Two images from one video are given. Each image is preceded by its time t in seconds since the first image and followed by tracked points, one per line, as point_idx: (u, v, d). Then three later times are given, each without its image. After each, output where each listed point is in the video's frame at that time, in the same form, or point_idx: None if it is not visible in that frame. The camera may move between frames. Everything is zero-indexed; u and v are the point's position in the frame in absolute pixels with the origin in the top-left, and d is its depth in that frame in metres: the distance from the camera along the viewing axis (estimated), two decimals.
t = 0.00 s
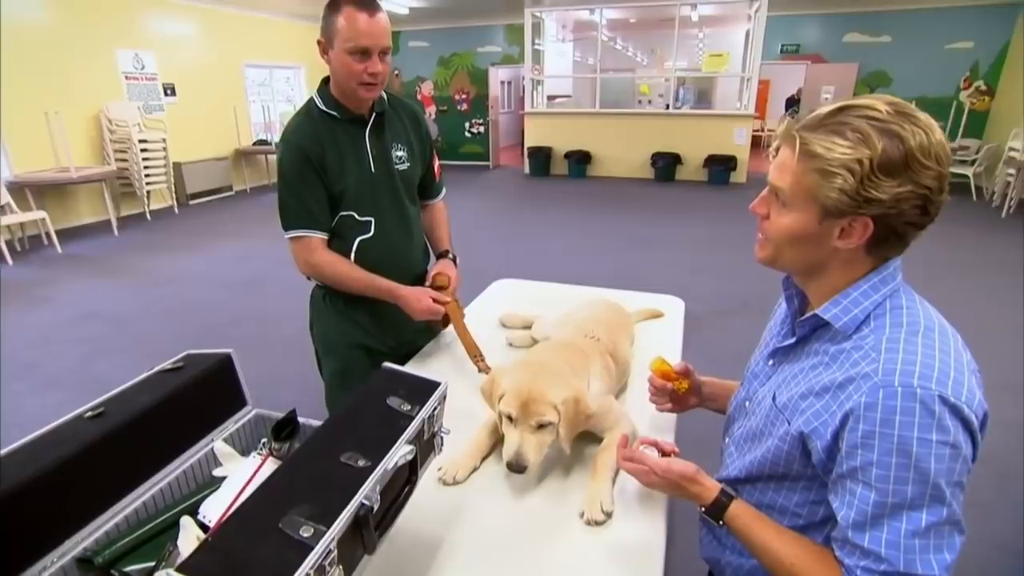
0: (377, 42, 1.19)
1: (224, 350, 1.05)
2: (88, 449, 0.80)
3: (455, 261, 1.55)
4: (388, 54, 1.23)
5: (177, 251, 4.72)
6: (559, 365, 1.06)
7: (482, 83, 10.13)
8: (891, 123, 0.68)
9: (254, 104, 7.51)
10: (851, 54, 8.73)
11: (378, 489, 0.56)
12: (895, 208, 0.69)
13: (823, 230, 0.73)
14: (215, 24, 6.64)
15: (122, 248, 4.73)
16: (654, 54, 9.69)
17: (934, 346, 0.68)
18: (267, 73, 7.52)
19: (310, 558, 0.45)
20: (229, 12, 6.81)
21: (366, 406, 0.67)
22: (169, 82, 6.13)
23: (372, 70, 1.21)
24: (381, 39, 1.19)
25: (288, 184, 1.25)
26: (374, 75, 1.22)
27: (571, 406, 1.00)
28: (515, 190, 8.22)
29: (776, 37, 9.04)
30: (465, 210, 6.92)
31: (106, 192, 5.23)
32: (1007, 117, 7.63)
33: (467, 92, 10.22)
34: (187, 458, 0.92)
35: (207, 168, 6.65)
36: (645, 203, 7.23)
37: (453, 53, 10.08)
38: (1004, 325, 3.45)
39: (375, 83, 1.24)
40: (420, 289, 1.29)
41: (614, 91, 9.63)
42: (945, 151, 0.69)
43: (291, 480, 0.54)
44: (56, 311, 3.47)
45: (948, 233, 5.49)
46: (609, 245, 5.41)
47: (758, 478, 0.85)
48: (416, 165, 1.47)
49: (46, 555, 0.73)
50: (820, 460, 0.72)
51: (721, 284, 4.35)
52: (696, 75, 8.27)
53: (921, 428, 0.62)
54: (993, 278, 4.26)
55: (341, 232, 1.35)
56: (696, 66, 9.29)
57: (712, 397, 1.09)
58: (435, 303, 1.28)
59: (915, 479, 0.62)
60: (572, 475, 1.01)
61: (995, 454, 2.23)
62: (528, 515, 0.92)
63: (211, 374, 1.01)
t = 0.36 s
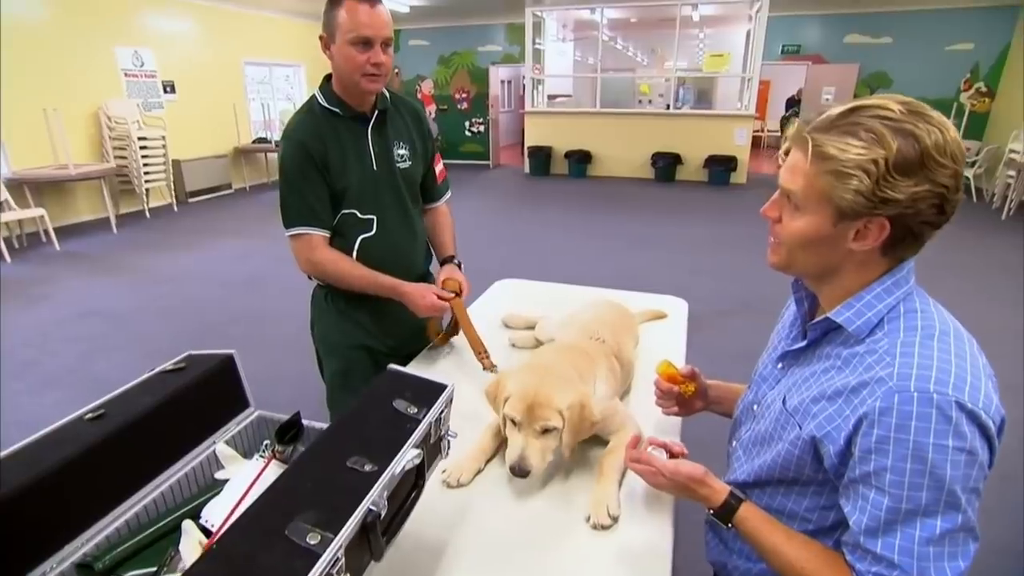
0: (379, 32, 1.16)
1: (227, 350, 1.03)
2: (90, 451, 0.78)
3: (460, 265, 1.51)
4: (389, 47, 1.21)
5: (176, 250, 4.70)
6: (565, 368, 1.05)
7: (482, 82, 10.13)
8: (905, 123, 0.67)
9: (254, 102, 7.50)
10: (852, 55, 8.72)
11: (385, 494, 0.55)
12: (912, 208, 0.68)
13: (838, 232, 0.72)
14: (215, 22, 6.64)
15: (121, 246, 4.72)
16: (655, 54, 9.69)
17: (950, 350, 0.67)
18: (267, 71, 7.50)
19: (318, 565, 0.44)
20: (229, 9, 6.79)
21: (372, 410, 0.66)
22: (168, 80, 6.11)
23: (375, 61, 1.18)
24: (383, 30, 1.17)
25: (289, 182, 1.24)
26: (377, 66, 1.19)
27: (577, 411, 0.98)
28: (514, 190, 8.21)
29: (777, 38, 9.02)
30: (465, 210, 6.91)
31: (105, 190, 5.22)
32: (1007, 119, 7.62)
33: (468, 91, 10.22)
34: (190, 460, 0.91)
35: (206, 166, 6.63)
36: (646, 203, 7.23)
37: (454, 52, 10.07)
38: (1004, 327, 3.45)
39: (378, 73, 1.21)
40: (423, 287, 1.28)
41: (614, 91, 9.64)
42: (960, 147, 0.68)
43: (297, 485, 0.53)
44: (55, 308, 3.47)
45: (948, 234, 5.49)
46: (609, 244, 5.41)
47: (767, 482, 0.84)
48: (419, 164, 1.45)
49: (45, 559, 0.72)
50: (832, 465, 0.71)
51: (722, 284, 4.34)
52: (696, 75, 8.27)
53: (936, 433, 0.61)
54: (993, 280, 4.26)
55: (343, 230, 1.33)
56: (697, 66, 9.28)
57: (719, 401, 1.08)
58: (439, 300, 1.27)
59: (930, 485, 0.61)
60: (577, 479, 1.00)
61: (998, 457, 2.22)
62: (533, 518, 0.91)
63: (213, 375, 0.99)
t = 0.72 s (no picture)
0: (382, 39, 1.16)
1: (231, 354, 1.05)
2: (96, 453, 0.79)
3: (463, 272, 1.52)
4: (393, 54, 1.21)
5: (188, 254, 4.75)
6: (568, 373, 1.04)
7: (492, 87, 10.18)
8: (893, 124, 0.67)
9: (266, 108, 7.60)
10: (864, 57, 8.65)
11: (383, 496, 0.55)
12: (924, 202, 0.67)
13: (854, 242, 0.70)
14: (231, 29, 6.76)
15: (134, 250, 4.78)
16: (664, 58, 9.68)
17: (960, 357, 0.66)
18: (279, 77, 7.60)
19: (313, 567, 0.44)
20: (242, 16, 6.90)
21: (373, 413, 0.66)
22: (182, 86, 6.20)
23: (378, 68, 1.19)
24: (386, 37, 1.17)
25: (294, 190, 1.25)
26: (381, 72, 1.20)
27: (577, 415, 0.98)
28: (523, 194, 8.22)
29: (788, 41, 8.95)
30: (474, 214, 6.93)
31: (119, 195, 5.30)
32: None
33: (478, 95, 10.27)
34: (193, 462, 0.93)
35: (219, 171, 6.73)
36: (655, 207, 7.21)
37: (464, 57, 10.18)
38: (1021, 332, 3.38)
39: (381, 80, 1.22)
40: (424, 293, 1.30)
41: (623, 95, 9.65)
42: (948, 135, 0.69)
43: (295, 486, 0.53)
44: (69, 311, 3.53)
45: (964, 238, 5.41)
46: (618, 249, 5.39)
47: (773, 488, 0.83)
48: (423, 169, 1.45)
49: (50, 558, 0.73)
50: (838, 472, 0.70)
51: (731, 288, 4.31)
52: (706, 79, 8.26)
53: (946, 442, 0.60)
54: (1009, 284, 4.19)
55: (347, 236, 1.34)
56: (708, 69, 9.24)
57: (724, 407, 1.07)
58: (441, 307, 1.29)
59: (939, 494, 0.60)
60: (580, 484, 1.00)
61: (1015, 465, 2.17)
62: (537, 521, 0.91)
63: (217, 379, 1.01)
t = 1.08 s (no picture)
0: (388, 41, 1.18)
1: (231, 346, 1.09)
2: (96, 436, 0.83)
3: (469, 271, 1.53)
4: (399, 55, 1.23)
5: (211, 251, 4.87)
6: (566, 373, 1.05)
7: (514, 88, 10.21)
8: (881, 122, 0.66)
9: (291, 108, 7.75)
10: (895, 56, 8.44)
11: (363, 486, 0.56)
12: (912, 202, 0.66)
13: (844, 242, 0.69)
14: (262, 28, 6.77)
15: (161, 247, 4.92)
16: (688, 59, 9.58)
17: (953, 362, 0.65)
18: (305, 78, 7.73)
19: (285, 552, 0.46)
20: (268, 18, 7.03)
21: (361, 405, 0.68)
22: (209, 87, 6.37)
23: (384, 69, 1.22)
24: (392, 39, 1.18)
25: (302, 190, 1.28)
26: (387, 74, 1.23)
27: (576, 417, 0.98)
28: (543, 195, 8.22)
29: (816, 41, 8.77)
30: (494, 215, 6.95)
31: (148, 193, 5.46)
32: None
33: (499, 96, 10.34)
34: (191, 449, 0.96)
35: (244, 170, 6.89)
36: (676, 209, 7.14)
37: (486, 58, 10.24)
38: None
39: (388, 81, 1.24)
40: (429, 292, 1.31)
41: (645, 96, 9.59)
42: (936, 133, 0.68)
43: (278, 472, 0.55)
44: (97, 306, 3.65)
45: (996, 244, 5.26)
46: (636, 250, 5.36)
47: (766, 492, 0.82)
48: (430, 169, 1.48)
49: (49, 538, 0.75)
50: (829, 477, 0.69)
51: (750, 292, 4.25)
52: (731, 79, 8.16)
53: (935, 449, 0.59)
54: None
55: (355, 234, 1.37)
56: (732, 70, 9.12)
57: (724, 409, 1.06)
58: (446, 305, 1.29)
59: (926, 502, 0.59)
60: (576, 483, 1.00)
61: None
62: (530, 516, 0.92)
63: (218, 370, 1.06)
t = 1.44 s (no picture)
0: (392, 43, 1.22)
1: (231, 332, 1.13)
2: (98, 412, 0.88)
3: (472, 267, 1.55)
4: (402, 57, 1.26)
5: (233, 245, 4.98)
6: (560, 367, 1.06)
7: (535, 86, 10.21)
8: (878, 118, 0.66)
9: (314, 105, 7.86)
10: (926, 56, 8.22)
11: (339, 465, 0.59)
12: (898, 201, 0.65)
13: (827, 235, 0.70)
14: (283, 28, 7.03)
15: (184, 240, 5.05)
16: (712, 58, 9.47)
17: (930, 361, 0.64)
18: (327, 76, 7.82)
19: (258, 519, 0.49)
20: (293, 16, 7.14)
21: (346, 389, 0.71)
22: (235, 84, 6.52)
23: (387, 71, 1.25)
24: (395, 41, 1.22)
25: (310, 184, 1.32)
26: (390, 76, 1.26)
27: (571, 409, 1.00)
28: (561, 194, 8.22)
29: (843, 40, 8.59)
30: (510, 213, 6.98)
31: (173, 187, 5.62)
32: None
33: (520, 95, 10.31)
34: (189, 428, 1.00)
35: (267, 166, 7.01)
36: (694, 209, 7.08)
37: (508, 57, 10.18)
38: None
39: (391, 82, 1.27)
40: (432, 286, 1.33)
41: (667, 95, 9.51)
42: (937, 136, 0.67)
43: (259, 449, 0.58)
44: (121, 295, 3.77)
45: None
46: (652, 250, 5.34)
47: (748, 489, 0.83)
48: (436, 165, 1.50)
49: (50, 504, 0.81)
50: (804, 473, 0.69)
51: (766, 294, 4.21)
52: (755, 79, 8.04)
53: (904, 445, 0.59)
54: None
55: (360, 228, 1.40)
56: (757, 69, 8.97)
57: (715, 405, 1.07)
58: (446, 300, 1.32)
59: (893, 498, 0.59)
60: (565, 474, 1.02)
61: None
62: (517, 506, 0.94)
63: (218, 353, 1.09)
